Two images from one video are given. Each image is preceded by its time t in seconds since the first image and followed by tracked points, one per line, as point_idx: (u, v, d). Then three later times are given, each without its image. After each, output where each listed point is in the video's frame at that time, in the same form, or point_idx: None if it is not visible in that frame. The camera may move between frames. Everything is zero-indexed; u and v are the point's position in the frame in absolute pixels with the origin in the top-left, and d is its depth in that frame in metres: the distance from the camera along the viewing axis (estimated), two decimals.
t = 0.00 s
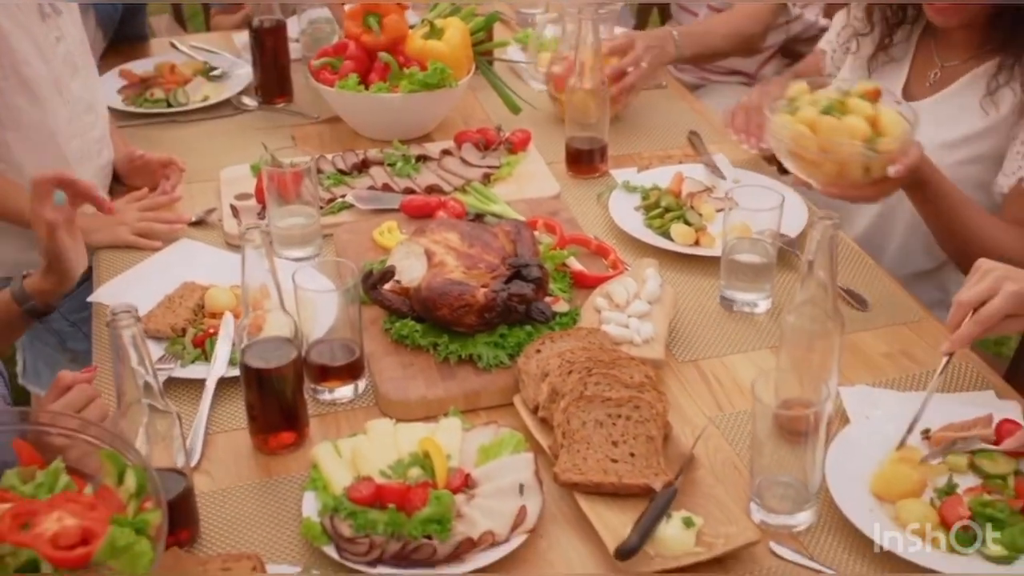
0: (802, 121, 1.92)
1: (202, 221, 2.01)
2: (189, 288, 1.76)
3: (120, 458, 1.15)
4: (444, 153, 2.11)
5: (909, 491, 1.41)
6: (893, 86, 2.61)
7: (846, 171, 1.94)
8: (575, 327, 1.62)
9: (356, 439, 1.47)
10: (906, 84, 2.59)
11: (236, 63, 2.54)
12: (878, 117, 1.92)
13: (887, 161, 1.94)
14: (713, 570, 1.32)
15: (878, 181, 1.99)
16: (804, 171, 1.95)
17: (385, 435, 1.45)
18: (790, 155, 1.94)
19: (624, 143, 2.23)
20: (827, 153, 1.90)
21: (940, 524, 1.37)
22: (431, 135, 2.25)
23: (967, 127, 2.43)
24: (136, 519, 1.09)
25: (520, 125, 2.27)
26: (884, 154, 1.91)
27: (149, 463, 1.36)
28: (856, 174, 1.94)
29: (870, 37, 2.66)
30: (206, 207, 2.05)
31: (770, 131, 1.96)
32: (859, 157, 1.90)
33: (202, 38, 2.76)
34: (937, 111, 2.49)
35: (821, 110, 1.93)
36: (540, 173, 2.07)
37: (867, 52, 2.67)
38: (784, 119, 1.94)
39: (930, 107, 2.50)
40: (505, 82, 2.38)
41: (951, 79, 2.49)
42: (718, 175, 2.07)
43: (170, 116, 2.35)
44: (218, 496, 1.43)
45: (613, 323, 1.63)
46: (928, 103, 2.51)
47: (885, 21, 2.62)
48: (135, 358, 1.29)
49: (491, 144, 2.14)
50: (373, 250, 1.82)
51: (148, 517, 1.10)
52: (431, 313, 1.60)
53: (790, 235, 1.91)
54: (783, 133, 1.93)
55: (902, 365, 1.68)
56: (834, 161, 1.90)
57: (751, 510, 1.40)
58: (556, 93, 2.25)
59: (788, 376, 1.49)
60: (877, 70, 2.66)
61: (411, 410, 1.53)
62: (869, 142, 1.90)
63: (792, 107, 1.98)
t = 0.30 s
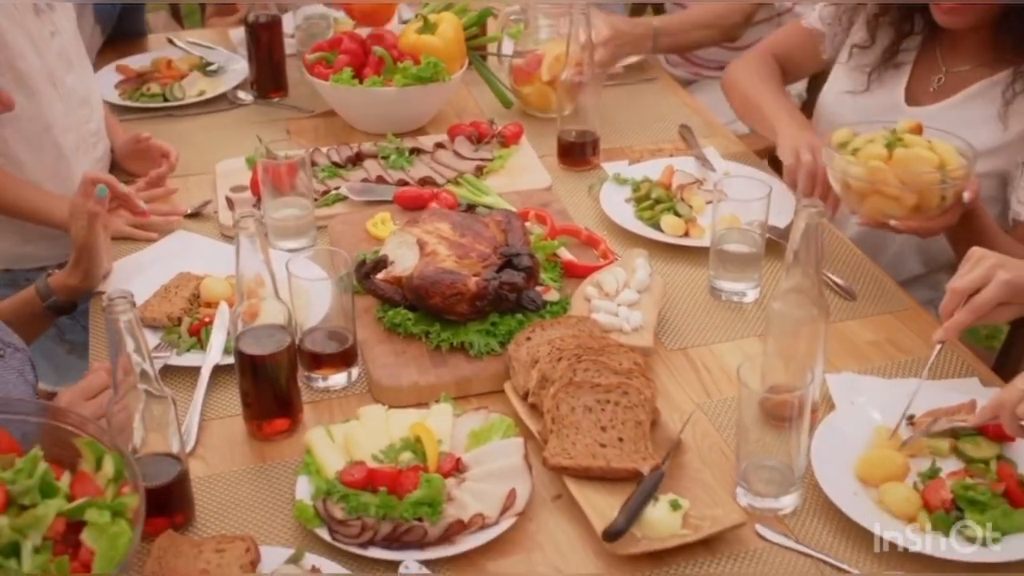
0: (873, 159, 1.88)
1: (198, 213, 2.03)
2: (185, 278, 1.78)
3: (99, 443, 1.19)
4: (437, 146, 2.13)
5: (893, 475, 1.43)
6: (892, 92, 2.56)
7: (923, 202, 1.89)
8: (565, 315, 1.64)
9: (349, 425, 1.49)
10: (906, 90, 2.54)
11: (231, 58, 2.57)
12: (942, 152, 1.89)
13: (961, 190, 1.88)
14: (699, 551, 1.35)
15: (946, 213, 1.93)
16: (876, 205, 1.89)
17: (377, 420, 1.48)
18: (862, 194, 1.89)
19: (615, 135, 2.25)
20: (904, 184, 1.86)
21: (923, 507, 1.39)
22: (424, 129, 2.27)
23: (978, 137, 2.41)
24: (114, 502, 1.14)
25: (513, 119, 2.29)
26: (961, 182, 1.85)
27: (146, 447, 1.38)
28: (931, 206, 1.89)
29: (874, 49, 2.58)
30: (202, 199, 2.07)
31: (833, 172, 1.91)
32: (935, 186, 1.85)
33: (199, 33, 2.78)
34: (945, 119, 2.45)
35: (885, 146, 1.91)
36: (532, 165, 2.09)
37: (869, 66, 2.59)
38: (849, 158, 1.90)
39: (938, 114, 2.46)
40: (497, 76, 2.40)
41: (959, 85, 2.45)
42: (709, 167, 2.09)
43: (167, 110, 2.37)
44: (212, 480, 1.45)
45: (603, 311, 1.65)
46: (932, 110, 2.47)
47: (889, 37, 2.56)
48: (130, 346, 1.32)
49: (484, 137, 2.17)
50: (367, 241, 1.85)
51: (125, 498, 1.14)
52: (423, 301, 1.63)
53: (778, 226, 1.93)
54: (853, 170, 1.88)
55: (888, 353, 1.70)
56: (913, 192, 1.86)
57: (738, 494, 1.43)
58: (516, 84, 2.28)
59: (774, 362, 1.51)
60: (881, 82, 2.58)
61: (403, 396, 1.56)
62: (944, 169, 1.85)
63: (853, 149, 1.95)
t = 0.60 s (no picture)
0: (883, 176, 1.87)
1: (194, 204, 2.05)
2: (180, 267, 1.81)
3: (86, 424, 1.22)
4: (429, 138, 2.16)
5: (875, 457, 1.46)
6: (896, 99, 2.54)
7: (934, 219, 1.86)
8: (553, 302, 1.67)
9: (340, 408, 1.52)
10: (908, 96, 2.53)
11: (227, 53, 2.59)
12: (951, 167, 1.87)
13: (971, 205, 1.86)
14: (683, 531, 1.38)
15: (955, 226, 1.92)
16: (886, 221, 1.88)
17: (368, 404, 1.50)
18: (873, 211, 1.88)
19: (606, 128, 2.27)
20: (915, 202, 1.84)
21: (904, 488, 1.42)
22: (417, 122, 2.30)
23: (982, 140, 2.40)
24: (105, 481, 1.18)
25: (505, 113, 2.32)
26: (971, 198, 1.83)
27: (141, 428, 1.40)
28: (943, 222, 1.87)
29: (878, 56, 2.56)
30: (197, 190, 2.09)
31: (843, 189, 1.91)
32: (946, 204, 1.83)
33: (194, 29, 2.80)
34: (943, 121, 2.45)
35: (896, 163, 1.89)
36: (523, 157, 2.12)
37: (876, 74, 2.56)
38: (859, 176, 1.88)
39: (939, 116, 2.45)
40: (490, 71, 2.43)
41: (960, 86, 2.44)
42: (697, 159, 2.12)
43: (162, 104, 2.39)
44: (206, 463, 1.48)
45: (591, 299, 1.68)
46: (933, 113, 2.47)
47: (894, 42, 2.53)
48: (126, 334, 1.34)
49: (475, 130, 2.20)
50: (359, 231, 1.87)
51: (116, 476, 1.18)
52: (414, 289, 1.65)
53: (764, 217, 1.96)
54: (863, 187, 1.87)
55: (872, 340, 1.72)
56: (924, 209, 1.84)
57: (722, 475, 1.45)
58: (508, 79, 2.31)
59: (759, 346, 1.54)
60: (888, 90, 2.55)
61: (394, 381, 1.58)
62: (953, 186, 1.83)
63: (863, 165, 1.92)
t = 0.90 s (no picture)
0: (869, 153, 1.90)
1: (188, 197, 2.07)
2: (175, 257, 1.83)
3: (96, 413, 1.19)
4: (422, 131, 2.18)
5: (858, 441, 1.48)
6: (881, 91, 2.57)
7: (918, 197, 1.90)
8: (543, 291, 1.69)
9: (332, 394, 1.54)
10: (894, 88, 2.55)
11: (222, 48, 2.61)
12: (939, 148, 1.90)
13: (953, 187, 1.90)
14: (669, 513, 1.40)
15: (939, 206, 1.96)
16: (871, 198, 1.91)
17: (360, 391, 1.53)
18: (858, 187, 1.91)
19: (597, 122, 2.30)
20: (898, 179, 1.88)
21: (886, 471, 1.44)
22: (410, 116, 2.32)
23: (967, 131, 2.41)
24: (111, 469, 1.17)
25: (497, 106, 2.34)
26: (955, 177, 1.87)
27: (135, 414, 1.42)
28: (926, 200, 1.91)
29: (864, 47, 2.60)
30: (192, 183, 2.12)
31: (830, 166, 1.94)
32: (930, 181, 1.86)
33: (190, 24, 2.82)
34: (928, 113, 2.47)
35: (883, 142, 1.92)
36: (514, 150, 2.14)
37: (861, 65, 2.60)
38: (846, 153, 1.92)
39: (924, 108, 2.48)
40: (482, 65, 2.45)
41: (946, 80, 2.46)
42: (687, 152, 2.14)
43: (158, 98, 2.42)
44: (200, 449, 1.50)
45: (580, 287, 1.70)
46: (919, 104, 2.49)
47: (880, 35, 2.57)
48: (121, 322, 1.38)
49: (467, 123, 2.22)
50: (352, 221, 1.89)
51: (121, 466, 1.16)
52: (405, 278, 1.68)
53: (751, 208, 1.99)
54: (850, 164, 1.90)
55: (857, 328, 1.75)
56: (907, 186, 1.87)
57: (707, 460, 1.48)
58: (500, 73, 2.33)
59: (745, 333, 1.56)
60: (873, 82, 2.58)
61: (385, 369, 1.61)
62: (938, 165, 1.86)
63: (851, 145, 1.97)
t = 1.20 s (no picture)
0: (796, 132, 2.03)
1: (182, 187, 2.10)
2: (169, 247, 1.86)
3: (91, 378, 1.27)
4: (413, 123, 2.21)
5: (838, 423, 1.51)
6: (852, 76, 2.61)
7: (839, 176, 2.03)
8: (530, 277, 1.72)
9: (322, 378, 1.57)
10: (865, 73, 2.60)
11: (216, 42, 2.63)
12: (867, 132, 2.03)
13: (876, 167, 2.03)
14: (652, 493, 1.43)
15: (868, 187, 2.08)
16: (795, 175, 2.04)
17: (350, 374, 1.55)
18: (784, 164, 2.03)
19: (587, 114, 2.33)
20: (820, 157, 2.00)
21: (866, 452, 1.47)
22: (402, 108, 2.35)
23: (939, 118, 2.44)
24: (104, 443, 1.19)
25: (487, 99, 2.37)
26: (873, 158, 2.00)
27: (130, 398, 1.45)
28: (847, 180, 2.03)
29: (841, 24, 2.65)
30: (186, 174, 2.14)
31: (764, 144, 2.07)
32: (850, 162, 2.00)
33: (185, 19, 2.85)
34: (896, 100, 2.51)
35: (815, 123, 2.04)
36: (504, 141, 2.17)
37: (838, 41, 2.65)
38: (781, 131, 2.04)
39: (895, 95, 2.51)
40: (473, 59, 2.48)
41: (919, 67, 2.49)
42: (674, 143, 2.17)
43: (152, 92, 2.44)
44: (193, 432, 1.53)
45: (567, 274, 1.73)
46: (889, 91, 2.52)
47: (857, 14, 2.62)
48: (115, 308, 1.41)
49: (458, 115, 2.25)
50: (343, 211, 1.92)
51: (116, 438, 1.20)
52: (395, 265, 1.71)
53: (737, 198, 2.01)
54: (777, 141, 2.03)
55: (840, 314, 1.78)
56: (828, 165, 1.99)
57: (691, 441, 1.50)
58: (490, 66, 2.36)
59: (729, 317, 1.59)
60: (848, 59, 2.63)
61: (375, 354, 1.63)
62: (860, 148, 2.00)
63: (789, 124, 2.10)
